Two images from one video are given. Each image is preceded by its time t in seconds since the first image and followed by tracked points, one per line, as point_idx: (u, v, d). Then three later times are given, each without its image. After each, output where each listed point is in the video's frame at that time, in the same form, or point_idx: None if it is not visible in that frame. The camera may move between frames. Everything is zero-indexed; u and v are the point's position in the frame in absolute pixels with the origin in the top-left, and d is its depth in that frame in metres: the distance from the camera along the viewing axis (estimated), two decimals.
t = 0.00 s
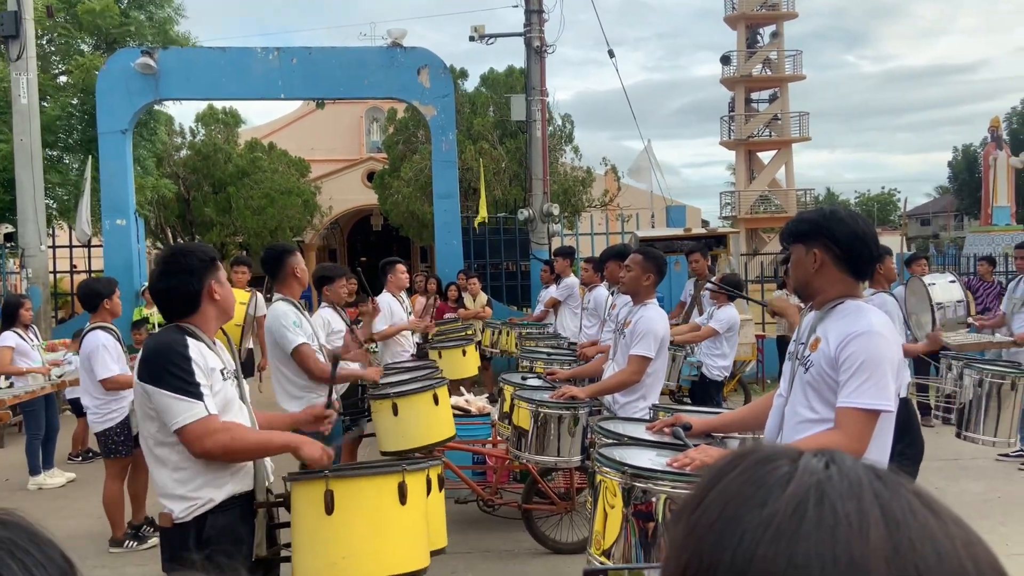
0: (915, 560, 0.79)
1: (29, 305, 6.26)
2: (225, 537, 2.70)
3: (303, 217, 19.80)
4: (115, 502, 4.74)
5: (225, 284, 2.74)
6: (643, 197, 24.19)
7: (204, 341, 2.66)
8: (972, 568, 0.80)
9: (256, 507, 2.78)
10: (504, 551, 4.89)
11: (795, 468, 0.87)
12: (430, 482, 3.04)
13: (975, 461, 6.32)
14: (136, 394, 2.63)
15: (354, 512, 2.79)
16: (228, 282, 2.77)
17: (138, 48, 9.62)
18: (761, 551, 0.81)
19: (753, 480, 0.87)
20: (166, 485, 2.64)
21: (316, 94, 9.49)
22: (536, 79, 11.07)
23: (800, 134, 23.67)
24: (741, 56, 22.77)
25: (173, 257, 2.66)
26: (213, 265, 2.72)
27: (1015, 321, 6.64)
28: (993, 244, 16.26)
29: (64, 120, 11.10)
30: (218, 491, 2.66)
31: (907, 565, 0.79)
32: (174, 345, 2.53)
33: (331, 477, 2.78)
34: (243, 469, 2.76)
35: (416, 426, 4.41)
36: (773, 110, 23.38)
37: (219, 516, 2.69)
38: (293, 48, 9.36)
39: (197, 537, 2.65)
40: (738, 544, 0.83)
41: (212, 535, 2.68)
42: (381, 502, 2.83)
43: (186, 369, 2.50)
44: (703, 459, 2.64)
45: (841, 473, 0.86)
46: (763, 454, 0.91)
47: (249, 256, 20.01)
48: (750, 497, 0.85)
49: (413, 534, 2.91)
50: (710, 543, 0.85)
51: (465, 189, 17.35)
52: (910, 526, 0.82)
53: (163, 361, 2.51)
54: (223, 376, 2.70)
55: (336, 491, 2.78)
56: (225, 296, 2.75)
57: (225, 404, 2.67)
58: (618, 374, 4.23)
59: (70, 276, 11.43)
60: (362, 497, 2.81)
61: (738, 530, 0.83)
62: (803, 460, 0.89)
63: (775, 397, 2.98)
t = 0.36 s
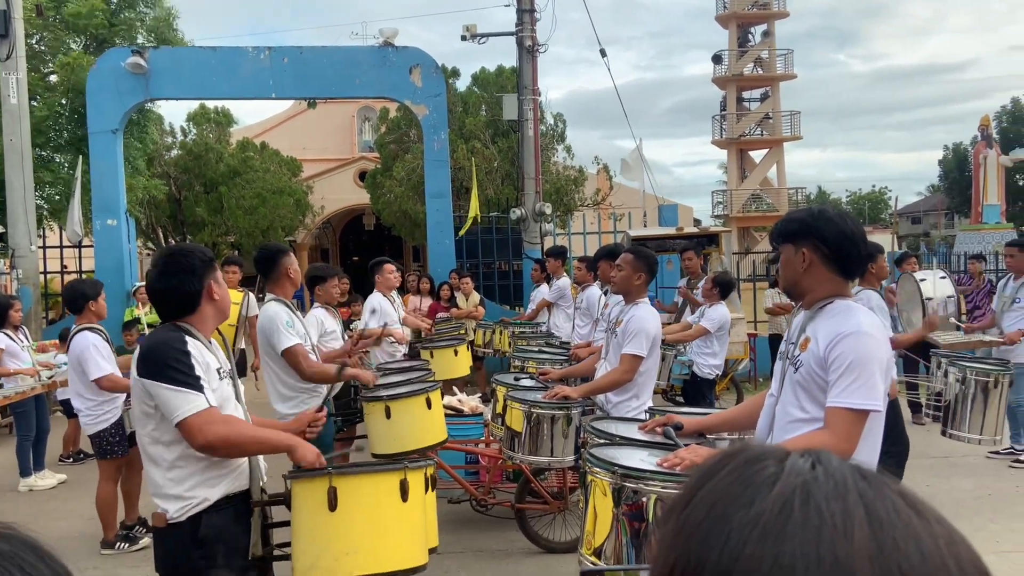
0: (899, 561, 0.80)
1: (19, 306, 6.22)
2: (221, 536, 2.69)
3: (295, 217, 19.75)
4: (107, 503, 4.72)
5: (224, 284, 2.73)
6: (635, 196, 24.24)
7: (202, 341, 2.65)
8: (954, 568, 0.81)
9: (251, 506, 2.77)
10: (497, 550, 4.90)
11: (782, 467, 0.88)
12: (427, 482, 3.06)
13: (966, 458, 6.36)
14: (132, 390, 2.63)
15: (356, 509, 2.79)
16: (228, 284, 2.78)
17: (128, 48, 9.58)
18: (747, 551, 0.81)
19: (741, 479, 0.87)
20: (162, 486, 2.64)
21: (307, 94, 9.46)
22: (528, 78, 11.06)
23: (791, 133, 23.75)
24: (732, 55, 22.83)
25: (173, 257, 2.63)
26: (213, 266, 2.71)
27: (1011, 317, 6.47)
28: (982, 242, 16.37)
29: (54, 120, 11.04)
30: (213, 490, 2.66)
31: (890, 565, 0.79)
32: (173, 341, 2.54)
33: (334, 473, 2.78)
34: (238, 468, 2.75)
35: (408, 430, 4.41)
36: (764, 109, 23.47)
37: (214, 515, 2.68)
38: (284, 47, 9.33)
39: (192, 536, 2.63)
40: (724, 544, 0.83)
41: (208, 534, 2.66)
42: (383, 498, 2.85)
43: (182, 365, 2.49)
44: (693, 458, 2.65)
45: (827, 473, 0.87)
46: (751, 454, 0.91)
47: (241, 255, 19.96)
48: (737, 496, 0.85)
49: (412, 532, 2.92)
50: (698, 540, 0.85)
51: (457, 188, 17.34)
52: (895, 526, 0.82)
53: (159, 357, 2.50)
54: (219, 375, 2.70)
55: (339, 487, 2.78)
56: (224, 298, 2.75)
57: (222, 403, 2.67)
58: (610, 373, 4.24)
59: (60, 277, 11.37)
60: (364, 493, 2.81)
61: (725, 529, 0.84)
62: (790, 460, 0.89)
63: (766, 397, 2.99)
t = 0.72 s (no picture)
0: (885, 560, 0.80)
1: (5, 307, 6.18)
2: (217, 540, 2.68)
3: (285, 217, 19.69)
4: (94, 506, 4.69)
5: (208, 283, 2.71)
6: (625, 197, 24.30)
7: (184, 341, 2.63)
8: (940, 567, 0.81)
9: (245, 508, 2.76)
10: (488, 551, 4.90)
11: (771, 467, 0.87)
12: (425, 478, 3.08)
13: (953, 458, 6.41)
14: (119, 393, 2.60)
15: (360, 507, 2.79)
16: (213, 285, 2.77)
17: (116, 47, 9.52)
18: (735, 551, 0.80)
19: (729, 480, 0.87)
20: (157, 491, 2.62)
21: (297, 94, 9.43)
22: (518, 79, 11.05)
23: (780, 134, 23.86)
24: (722, 57, 22.93)
25: (156, 257, 2.60)
26: (196, 266, 2.69)
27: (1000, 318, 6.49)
28: (969, 243, 16.51)
29: (41, 119, 10.98)
30: (209, 493, 2.65)
31: (877, 564, 0.80)
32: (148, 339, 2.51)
33: (339, 473, 2.77)
34: (230, 469, 2.75)
35: (400, 427, 4.41)
36: (754, 110, 23.57)
37: (211, 518, 2.67)
38: (273, 47, 9.30)
39: (189, 539, 2.63)
40: (712, 543, 0.82)
41: (205, 538, 2.65)
42: (386, 496, 2.85)
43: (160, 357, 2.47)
44: (679, 457, 2.64)
45: (815, 473, 0.87)
46: (739, 453, 0.91)
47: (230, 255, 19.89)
48: (725, 496, 0.85)
49: (413, 528, 2.94)
50: (686, 540, 0.85)
51: (448, 189, 17.33)
52: (882, 526, 0.82)
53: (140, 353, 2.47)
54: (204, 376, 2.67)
55: (343, 487, 2.78)
56: (210, 298, 2.74)
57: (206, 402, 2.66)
58: (600, 374, 4.24)
59: (48, 277, 11.30)
60: (367, 491, 2.81)
61: (713, 528, 0.83)
62: (779, 459, 0.89)
63: (754, 398, 2.99)
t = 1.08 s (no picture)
0: (886, 561, 0.79)
1: None
2: (222, 545, 2.67)
3: (279, 218, 19.66)
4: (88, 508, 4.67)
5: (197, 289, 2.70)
6: (619, 198, 24.35)
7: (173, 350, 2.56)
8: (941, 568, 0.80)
9: (246, 512, 2.75)
10: (483, 552, 4.90)
11: (772, 468, 0.86)
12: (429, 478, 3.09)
13: (945, 458, 6.43)
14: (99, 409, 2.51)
15: (370, 510, 2.79)
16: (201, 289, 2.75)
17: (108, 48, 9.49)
18: (738, 552, 0.79)
19: (731, 481, 0.86)
20: (161, 497, 2.56)
21: (290, 95, 9.42)
22: (512, 80, 11.04)
23: (773, 135, 23.92)
24: (715, 58, 23.00)
25: (146, 260, 2.57)
26: (183, 271, 2.65)
27: (991, 320, 6.52)
28: (961, 244, 16.57)
29: (34, 120, 10.95)
30: (214, 498, 2.64)
31: (879, 566, 0.78)
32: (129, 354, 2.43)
33: (350, 476, 2.77)
34: (230, 472, 2.75)
35: (396, 429, 4.40)
36: (747, 112, 23.65)
37: (217, 524, 2.65)
38: (267, 49, 9.30)
39: (196, 545, 2.60)
40: (715, 546, 0.81)
41: (211, 543, 2.64)
42: (395, 499, 2.86)
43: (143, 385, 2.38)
44: (673, 457, 2.58)
45: (817, 475, 0.85)
46: (740, 454, 0.90)
47: (224, 256, 19.85)
48: (728, 498, 0.84)
49: (421, 529, 2.95)
50: (688, 542, 0.84)
51: (442, 190, 17.33)
52: (884, 528, 0.81)
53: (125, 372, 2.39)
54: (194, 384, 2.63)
55: (354, 490, 2.77)
56: (198, 302, 2.72)
57: (201, 413, 2.58)
58: (594, 375, 4.24)
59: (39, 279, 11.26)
60: (377, 494, 2.81)
61: (715, 529, 0.82)
62: (781, 460, 0.88)
63: (748, 398, 3.00)
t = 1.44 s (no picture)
0: (894, 562, 0.78)
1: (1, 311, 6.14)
2: (221, 550, 2.67)
3: (281, 220, 19.68)
4: (95, 509, 4.69)
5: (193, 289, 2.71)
6: (621, 198, 24.35)
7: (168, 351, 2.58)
8: (948, 568, 0.79)
9: (244, 517, 2.76)
10: (485, 553, 4.90)
11: (779, 469, 0.86)
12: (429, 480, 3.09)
13: (949, 458, 6.42)
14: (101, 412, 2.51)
15: (367, 516, 2.79)
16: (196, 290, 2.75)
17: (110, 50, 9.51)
18: (745, 554, 0.79)
19: (737, 482, 0.86)
20: (157, 503, 2.56)
21: (293, 97, 9.44)
22: (513, 81, 11.05)
23: (775, 135, 23.90)
24: (717, 58, 23.00)
25: (140, 261, 2.57)
26: (180, 271, 2.66)
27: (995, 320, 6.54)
28: (964, 243, 16.54)
29: (36, 122, 10.98)
30: (212, 503, 2.63)
31: (885, 566, 0.78)
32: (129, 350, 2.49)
33: (344, 482, 2.76)
34: (229, 476, 2.74)
35: (394, 433, 4.40)
36: (749, 112, 23.63)
37: (216, 530, 2.65)
38: (268, 51, 9.32)
39: (195, 552, 2.60)
40: (721, 547, 0.81)
41: (210, 549, 2.63)
42: (393, 504, 2.85)
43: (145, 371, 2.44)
44: (675, 457, 2.58)
45: (824, 476, 0.85)
46: (746, 455, 0.90)
47: (226, 258, 19.87)
48: (734, 498, 0.84)
49: (421, 533, 2.95)
50: (695, 543, 0.83)
51: (444, 191, 17.33)
52: (891, 528, 0.81)
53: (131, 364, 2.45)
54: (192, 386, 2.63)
55: (349, 496, 2.77)
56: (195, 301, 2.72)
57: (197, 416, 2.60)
58: (596, 375, 4.24)
59: (43, 281, 11.29)
60: (373, 500, 2.81)
61: (723, 530, 0.82)
62: (787, 462, 0.88)
63: (750, 398, 3.00)
